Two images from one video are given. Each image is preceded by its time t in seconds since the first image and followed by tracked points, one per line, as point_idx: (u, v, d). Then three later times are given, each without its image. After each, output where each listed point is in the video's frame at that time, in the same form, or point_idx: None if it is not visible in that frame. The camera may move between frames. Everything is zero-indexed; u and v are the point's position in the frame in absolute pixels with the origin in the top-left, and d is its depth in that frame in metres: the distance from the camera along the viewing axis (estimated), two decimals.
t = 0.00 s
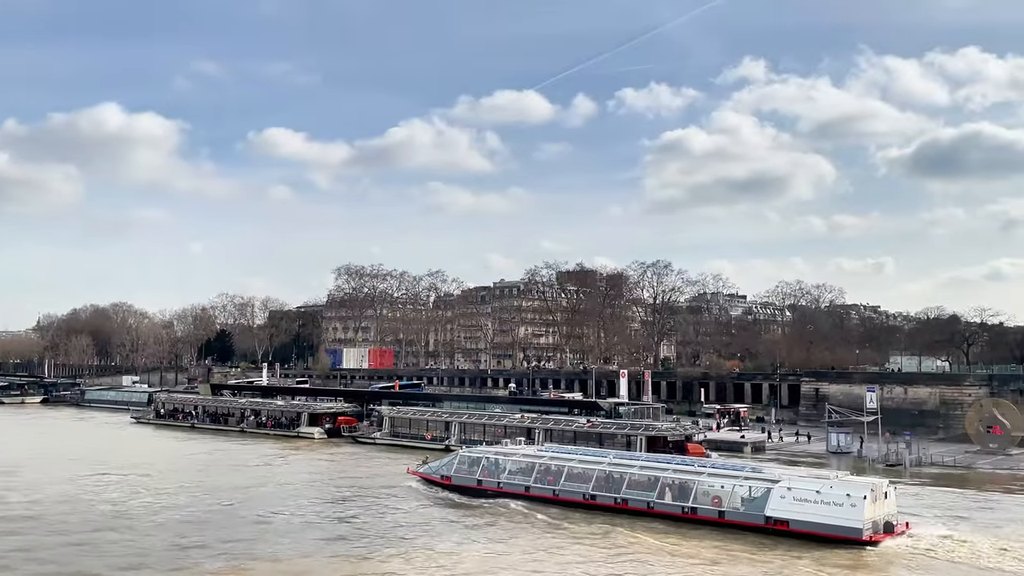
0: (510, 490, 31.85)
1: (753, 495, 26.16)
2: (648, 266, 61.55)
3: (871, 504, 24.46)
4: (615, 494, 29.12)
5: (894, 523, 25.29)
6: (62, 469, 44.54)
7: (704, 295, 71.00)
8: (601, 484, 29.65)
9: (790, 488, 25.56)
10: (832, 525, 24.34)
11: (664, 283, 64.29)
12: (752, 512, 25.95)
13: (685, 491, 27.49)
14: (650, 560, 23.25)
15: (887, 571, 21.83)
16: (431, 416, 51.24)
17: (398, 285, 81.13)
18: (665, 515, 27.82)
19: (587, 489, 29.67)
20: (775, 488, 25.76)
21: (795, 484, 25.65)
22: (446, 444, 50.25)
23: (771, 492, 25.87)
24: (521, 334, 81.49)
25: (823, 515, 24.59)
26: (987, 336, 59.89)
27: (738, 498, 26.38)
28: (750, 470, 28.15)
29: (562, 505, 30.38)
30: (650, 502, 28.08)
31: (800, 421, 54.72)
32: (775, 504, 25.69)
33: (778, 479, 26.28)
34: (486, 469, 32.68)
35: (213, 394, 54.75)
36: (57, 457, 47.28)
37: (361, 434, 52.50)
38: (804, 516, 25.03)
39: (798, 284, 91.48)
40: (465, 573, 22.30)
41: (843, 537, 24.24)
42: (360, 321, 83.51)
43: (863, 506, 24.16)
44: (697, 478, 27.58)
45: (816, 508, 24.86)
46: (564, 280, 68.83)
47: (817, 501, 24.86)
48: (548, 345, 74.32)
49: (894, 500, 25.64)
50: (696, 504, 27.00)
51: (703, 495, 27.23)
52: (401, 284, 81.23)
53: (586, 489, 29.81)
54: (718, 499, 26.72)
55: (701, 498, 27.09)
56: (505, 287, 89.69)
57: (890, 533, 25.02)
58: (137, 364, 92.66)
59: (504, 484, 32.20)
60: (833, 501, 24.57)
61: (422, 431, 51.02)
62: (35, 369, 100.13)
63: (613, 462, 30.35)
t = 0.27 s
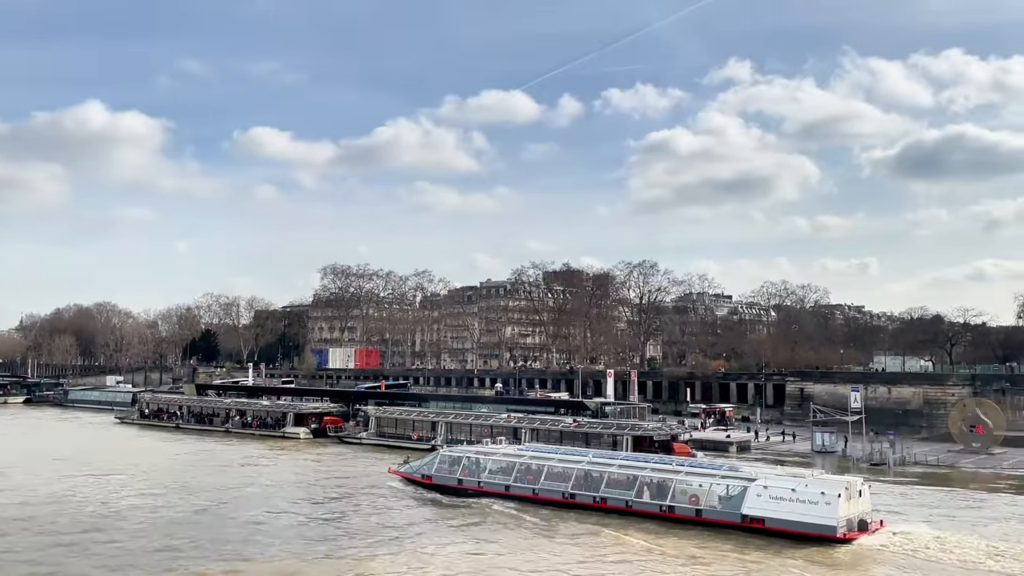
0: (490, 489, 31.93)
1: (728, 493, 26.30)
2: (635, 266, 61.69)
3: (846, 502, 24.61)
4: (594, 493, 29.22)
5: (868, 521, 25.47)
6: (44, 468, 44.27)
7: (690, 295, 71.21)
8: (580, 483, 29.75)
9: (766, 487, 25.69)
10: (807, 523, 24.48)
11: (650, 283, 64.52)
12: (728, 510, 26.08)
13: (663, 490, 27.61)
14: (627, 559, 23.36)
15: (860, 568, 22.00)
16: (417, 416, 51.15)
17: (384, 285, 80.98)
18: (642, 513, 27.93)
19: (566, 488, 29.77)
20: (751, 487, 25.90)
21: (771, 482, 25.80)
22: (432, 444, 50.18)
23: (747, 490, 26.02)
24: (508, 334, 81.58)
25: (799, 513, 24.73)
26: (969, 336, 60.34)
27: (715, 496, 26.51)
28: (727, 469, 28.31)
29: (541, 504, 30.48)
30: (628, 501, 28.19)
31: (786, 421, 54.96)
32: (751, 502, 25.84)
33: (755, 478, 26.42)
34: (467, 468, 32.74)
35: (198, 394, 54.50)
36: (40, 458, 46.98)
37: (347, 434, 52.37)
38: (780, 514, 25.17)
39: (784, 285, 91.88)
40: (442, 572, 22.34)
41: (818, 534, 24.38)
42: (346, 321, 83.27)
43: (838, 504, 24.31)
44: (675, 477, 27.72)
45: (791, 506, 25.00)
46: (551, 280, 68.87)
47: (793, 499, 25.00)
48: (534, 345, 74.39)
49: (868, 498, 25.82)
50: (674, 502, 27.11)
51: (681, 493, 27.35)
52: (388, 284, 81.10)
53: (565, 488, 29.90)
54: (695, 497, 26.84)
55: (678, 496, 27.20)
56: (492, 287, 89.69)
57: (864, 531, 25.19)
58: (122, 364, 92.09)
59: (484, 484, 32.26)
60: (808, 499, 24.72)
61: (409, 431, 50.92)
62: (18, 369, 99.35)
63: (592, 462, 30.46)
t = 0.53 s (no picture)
0: (470, 489, 32.02)
1: (705, 492, 26.48)
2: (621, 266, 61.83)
3: (821, 500, 24.81)
4: (573, 492, 29.37)
5: (842, 519, 25.68)
6: (26, 469, 43.95)
7: (676, 295, 71.43)
8: (559, 482, 29.89)
9: (742, 485, 25.89)
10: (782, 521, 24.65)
11: (636, 283, 64.71)
12: (705, 509, 26.26)
13: (641, 489, 27.77)
14: (604, 558, 23.48)
15: (834, 565, 22.21)
16: (403, 416, 51.08)
17: (370, 285, 80.76)
18: (621, 512, 28.07)
19: (546, 487, 29.90)
20: (727, 485, 26.07)
21: (746, 481, 25.99)
22: (418, 444, 50.14)
23: (724, 488, 26.20)
24: (494, 334, 81.63)
25: (774, 511, 24.92)
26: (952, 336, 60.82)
27: (692, 495, 26.70)
28: (704, 468, 28.53)
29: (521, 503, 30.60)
30: (607, 499, 28.35)
31: (771, 421, 55.21)
32: (727, 500, 26.02)
33: (731, 476, 26.62)
34: (447, 467, 32.81)
35: (182, 394, 54.22)
36: (22, 458, 46.64)
37: (332, 434, 52.23)
38: (755, 512, 25.35)
39: (769, 285, 92.29)
40: (421, 571, 22.38)
41: (792, 532, 24.56)
42: (332, 321, 83.01)
43: (812, 502, 24.50)
44: (653, 476, 27.89)
45: (766, 504, 25.20)
46: (537, 280, 68.90)
47: (768, 497, 25.19)
48: (520, 345, 74.45)
49: (842, 497, 26.03)
50: (651, 501, 27.28)
51: (658, 492, 27.53)
52: (374, 284, 80.93)
53: (544, 487, 30.03)
54: (672, 496, 27.02)
55: (655, 495, 27.36)
56: (478, 287, 89.67)
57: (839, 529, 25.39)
58: (105, 364, 91.40)
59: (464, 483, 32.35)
60: (782, 497, 24.90)
61: (395, 431, 50.84)
62: None
63: (571, 461, 30.62)
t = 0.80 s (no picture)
0: (446, 488, 32.05)
1: (678, 490, 26.66)
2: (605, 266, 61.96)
3: (791, 498, 25.02)
4: (549, 491, 29.48)
5: (812, 517, 25.92)
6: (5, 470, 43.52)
7: (659, 295, 71.63)
8: (535, 481, 29.97)
9: (715, 483, 26.08)
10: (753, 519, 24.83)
11: (620, 283, 64.92)
12: (678, 507, 26.42)
13: (616, 487, 27.91)
14: (578, 557, 23.57)
15: (805, 563, 22.43)
16: (386, 416, 50.95)
17: (354, 285, 80.44)
18: (595, 510, 28.20)
19: (521, 486, 29.99)
20: (700, 483, 26.24)
21: (719, 479, 26.18)
22: (401, 444, 50.04)
23: (696, 487, 26.38)
24: (477, 334, 81.66)
25: (745, 509, 25.10)
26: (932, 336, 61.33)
27: (666, 493, 26.85)
28: (678, 466, 28.74)
29: (497, 502, 30.68)
30: (582, 498, 28.48)
31: (753, 420, 55.46)
32: (700, 498, 26.19)
33: (704, 475, 26.81)
34: (423, 466, 32.84)
35: (163, 394, 53.82)
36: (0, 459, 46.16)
37: (315, 435, 52.03)
38: (727, 510, 25.53)
39: (752, 285, 92.66)
40: (396, 571, 22.38)
41: (764, 530, 24.75)
42: (315, 320, 82.68)
43: (783, 500, 24.72)
44: (627, 475, 28.03)
45: (738, 502, 25.39)
46: (521, 280, 68.88)
47: (740, 495, 25.39)
48: (504, 345, 74.48)
49: (813, 495, 26.27)
50: (625, 500, 27.42)
51: (632, 491, 27.66)
52: (357, 283, 80.64)
53: (520, 486, 30.12)
54: (646, 494, 27.15)
55: (629, 493, 27.49)
56: (462, 286, 89.61)
57: (809, 526, 25.62)
58: (86, 364, 90.55)
59: (440, 482, 32.38)
60: (754, 495, 25.11)
61: (378, 431, 50.69)
62: None
63: (547, 460, 30.74)
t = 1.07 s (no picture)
0: (426, 488, 32.14)
1: (656, 489, 26.83)
2: (591, 266, 62.06)
3: (767, 496, 25.23)
4: (528, 490, 29.61)
5: (788, 515, 26.14)
6: None
7: (645, 295, 71.78)
8: (514, 480, 30.10)
9: (692, 482, 26.27)
10: (729, 516, 25.01)
11: (606, 283, 65.09)
12: (655, 505, 26.59)
13: (594, 486, 28.06)
14: (557, 555, 23.68)
15: (782, 561, 22.61)
16: (372, 416, 50.90)
17: (340, 285, 80.17)
18: (574, 509, 28.33)
19: (501, 485, 30.11)
20: (677, 482, 26.42)
21: (696, 478, 26.37)
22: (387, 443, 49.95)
23: (674, 485, 26.56)
24: (463, 333, 81.66)
25: (721, 507, 25.30)
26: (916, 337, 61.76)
27: (643, 492, 27.02)
28: (656, 465, 28.92)
29: (476, 501, 30.79)
30: (560, 497, 28.61)
31: (738, 419, 55.74)
32: (677, 497, 26.37)
33: (681, 473, 27.00)
34: (403, 466, 32.91)
35: (147, 394, 53.55)
36: None
37: (300, 435, 51.91)
38: (704, 508, 25.72)
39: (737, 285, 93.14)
40: (376, 571, 22.41)
41: (740, 527, 24.95)
42: (301, 320, 82.35)
43: (759, 498, 24.93)
44: (605, 474, 28.19)
45: (714, 500, 25.58)
46: (507, 279, 68.85)
47: (716, 494, 25.59)
48: (490, 345, 74.49)
49: (788, 493, 26.51)
50: (604, 498, 27.57)
51: (611, 490, 27.81)
52: (343, 283, 80.36)
53: (500, 485, 30.23)
54: (624, 493, 27.31)
55: (608, 492, 27.64)
56: (448, 286, 89.50)
57: (785, 524, 25.84)
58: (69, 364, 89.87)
59: (420, 482, 32.46)
60: (731, 494, 25.31)
61: (363, 431, 50.61)
62: None
63: (526, 459, 30.87)
